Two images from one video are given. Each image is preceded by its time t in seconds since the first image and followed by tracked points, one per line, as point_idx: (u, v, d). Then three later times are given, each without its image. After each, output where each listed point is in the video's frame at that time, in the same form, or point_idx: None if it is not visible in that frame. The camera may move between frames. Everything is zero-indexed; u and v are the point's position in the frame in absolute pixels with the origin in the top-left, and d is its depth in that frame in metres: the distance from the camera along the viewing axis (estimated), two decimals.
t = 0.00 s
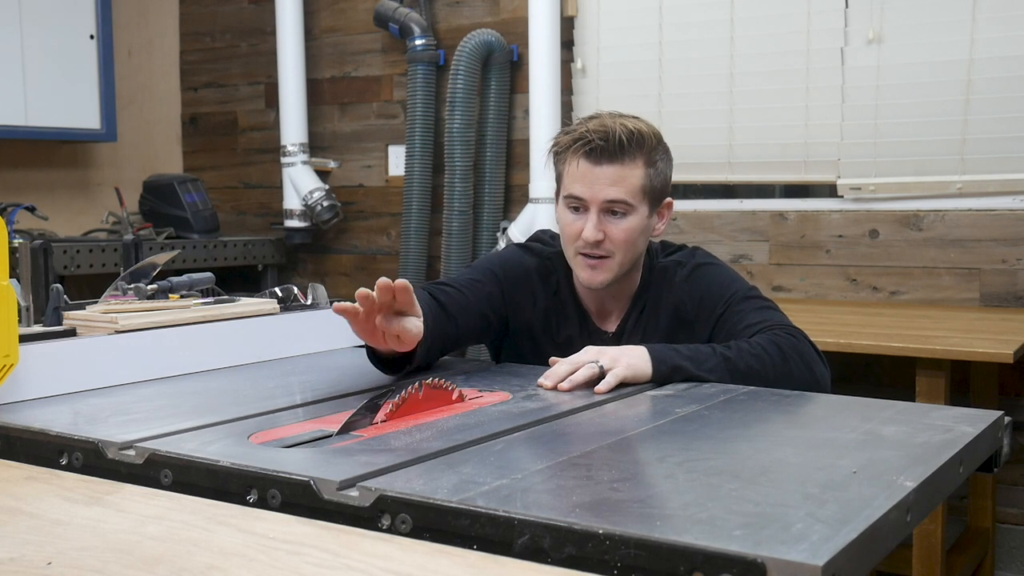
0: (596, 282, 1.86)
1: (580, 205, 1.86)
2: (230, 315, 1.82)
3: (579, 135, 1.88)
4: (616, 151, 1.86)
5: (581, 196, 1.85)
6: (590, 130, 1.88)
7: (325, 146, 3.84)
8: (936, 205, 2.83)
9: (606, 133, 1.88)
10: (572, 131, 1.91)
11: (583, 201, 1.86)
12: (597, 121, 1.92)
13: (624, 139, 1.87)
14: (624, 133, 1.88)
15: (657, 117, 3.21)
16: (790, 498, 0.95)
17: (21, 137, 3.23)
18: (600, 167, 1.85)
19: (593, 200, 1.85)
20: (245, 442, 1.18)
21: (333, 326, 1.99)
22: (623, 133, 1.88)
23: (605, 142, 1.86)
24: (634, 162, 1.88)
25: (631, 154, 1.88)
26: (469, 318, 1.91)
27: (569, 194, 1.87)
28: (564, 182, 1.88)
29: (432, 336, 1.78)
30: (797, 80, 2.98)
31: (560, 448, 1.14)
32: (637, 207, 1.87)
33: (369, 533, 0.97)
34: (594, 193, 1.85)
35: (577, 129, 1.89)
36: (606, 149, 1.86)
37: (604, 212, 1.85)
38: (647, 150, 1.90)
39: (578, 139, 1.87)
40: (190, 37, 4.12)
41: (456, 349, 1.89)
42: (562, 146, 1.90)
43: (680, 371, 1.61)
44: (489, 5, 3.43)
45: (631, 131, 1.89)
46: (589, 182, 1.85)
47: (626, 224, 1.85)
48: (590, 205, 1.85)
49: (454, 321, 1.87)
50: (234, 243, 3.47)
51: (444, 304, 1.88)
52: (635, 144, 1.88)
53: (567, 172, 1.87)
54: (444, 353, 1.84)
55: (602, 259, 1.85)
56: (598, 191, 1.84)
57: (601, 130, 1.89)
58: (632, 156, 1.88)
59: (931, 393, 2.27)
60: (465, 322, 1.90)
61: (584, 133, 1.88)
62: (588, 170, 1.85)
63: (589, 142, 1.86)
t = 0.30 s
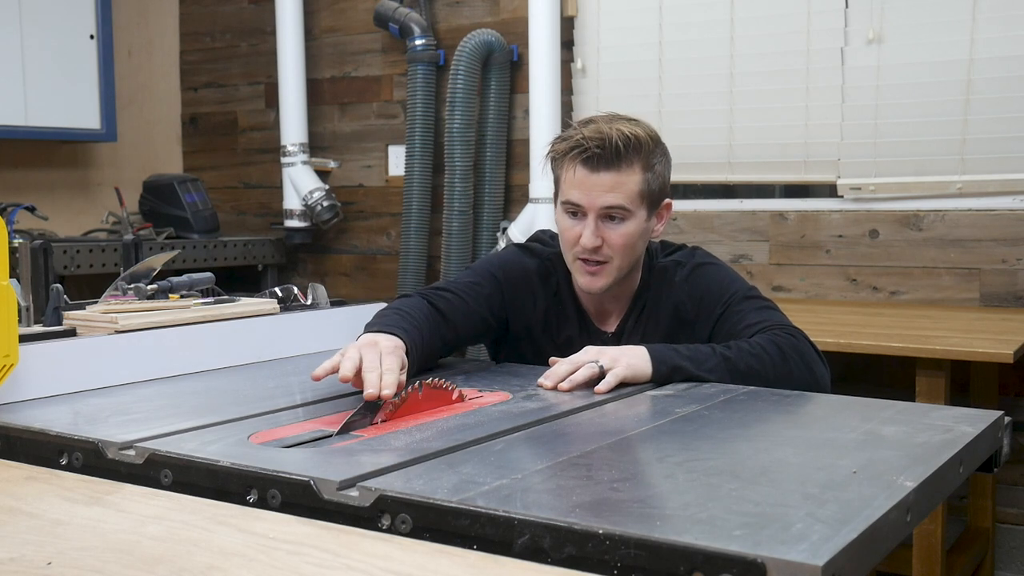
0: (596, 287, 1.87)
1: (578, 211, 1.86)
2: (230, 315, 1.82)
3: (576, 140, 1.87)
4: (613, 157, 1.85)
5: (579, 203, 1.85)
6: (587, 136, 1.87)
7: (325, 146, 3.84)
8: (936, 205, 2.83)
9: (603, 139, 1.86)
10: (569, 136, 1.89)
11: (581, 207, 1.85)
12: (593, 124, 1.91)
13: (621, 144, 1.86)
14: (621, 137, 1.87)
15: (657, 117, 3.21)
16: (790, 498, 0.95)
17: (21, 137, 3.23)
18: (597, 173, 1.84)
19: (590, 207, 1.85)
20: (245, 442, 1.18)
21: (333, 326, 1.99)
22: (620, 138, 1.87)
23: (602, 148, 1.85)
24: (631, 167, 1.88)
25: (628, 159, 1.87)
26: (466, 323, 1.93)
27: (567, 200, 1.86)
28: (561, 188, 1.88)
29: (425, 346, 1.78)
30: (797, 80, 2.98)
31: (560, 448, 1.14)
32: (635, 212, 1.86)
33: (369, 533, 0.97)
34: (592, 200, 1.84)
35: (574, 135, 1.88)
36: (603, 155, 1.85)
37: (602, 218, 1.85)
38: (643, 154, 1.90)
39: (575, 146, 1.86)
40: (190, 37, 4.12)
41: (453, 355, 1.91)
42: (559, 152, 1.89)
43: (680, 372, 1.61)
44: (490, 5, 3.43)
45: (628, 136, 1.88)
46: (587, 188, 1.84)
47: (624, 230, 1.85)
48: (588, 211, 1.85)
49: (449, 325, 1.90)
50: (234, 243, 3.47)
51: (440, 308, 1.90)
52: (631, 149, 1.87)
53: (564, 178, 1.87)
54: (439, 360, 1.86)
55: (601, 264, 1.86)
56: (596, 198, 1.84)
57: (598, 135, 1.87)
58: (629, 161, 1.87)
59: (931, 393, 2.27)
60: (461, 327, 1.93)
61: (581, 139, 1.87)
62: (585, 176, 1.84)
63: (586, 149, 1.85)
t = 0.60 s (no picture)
0: (595, 285, 1.87)
1: (576, 209, 1.86)
2: (230, 315, 1.82)
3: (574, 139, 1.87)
4: (611, 155, 1.85)
5: (577, 200, 1.85)
6: (585, 134, 1.87)
7: (325, 146, 3.84)
8: (936, 205, 2.83)
9: (601, 137, 1.86)
10: (566, 134, 1.89)
11: (580, 205, 1.86)
12: (592, 123, 1.91)
13: (619, 143, 1.86)
14: (620, 135, 1.87)
15: (657, 117, 3.21)
16: (790, 498, 0.95)
17: (21, 137, 3.23)
18: (595, 171, 1.84)
19: (588, 205, 1.85)
20: (245, 442, 1.18)
21: (333, 326, 1.99)
22: (618, 136, 1.87)
23: (600, 146, 1.85)
24: (630, 165, 1.88)
25: (626, 157, 1.87)
26: (467, 323, 1.93)
27: (565, 198, 1.86)
28: (560, 186, 1.88)
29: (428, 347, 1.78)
30: (797, 80, 2.98)
31: (560, 448, 1.14)
32: (634, 210, 1.86)
33: (369, 533, 0.97)
34: (590, 198, 1.84)
35: (571, 133, 1.88)
36: (601, 153, 1.85)
37: (600, 216, 1.85)
38: (641, 152, 1.90)
39: (573, 144, 1.86)
40: (190, 37, 4.13)
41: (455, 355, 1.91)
42: (557, 150, 1.89)
43: (680, 371, 1.61)
44: (490, 5, 3.43)
45: (626, 134, 1.88)
46: (585, 186, 1.84)
47: (623, 228, 1.85)
48: (586, 209, 1.85)
49: (451, 325, 1.90)
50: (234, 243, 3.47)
51: (440, 308, 1.90)
52: (629, 147, 1.87)
53: (562, 176, 1.87)
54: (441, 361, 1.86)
55: (600, 262, 1.86)
56: (594, 196, 1.84)
57: (596, 133, 1.87)
58: (628, 160, 1.87)
59: (931, 393, 2.27)
60: (463, 327, 1.93)
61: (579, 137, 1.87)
62: (583, 175, 1.84)
63: (583, 147, 1.85)
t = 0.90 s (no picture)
0: (572, 275, 1.90)
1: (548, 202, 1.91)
2: (230, 315, 1.82)
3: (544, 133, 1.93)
4: (574, 143, 1.89)
5: (547, 192, 1.90)
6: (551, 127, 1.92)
7: (325, 146, 3.84)
8: (936, 205, 2.83)
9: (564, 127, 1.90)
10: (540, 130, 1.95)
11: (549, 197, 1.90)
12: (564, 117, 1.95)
13: (582, 131, 1.89)
14: (588, 125, 1.90)
15: (657, 117, 3.21)
16: (790, 498, 0.95)
17: (21, 138, 3.23)
18: (558, 161, 1.89)
19: (556, 196, 1.89)
20: (245, 442, 1.18)
21: (333, 326, 1.99)
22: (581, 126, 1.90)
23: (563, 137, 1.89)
24: (596, 154, 1.90)
25: (594, 146, 1.90)
26: (458, 309, 1.94)
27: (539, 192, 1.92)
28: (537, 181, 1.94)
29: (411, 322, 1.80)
30: (797, 80, 2.98)
31: (560, 448, 1.14)
32: (601, 198, 1.88)
33: (369, 533, 0.97)
34: (556, 188, 1.89)
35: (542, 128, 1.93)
36: (564, 143, 1.89)
37: (568, 206, 1.89)
38: (613, 141, 1.91)
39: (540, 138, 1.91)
40: (190, 37, 4.13)
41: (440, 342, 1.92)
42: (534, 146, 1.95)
43: (680, 371, 1.61)
44: (489, 5, 3.43)
45: (591, 123, 1.90)
46: (551, 178, 1.90)
47: (590, 216, 1.88)
48: (555, 200, 1.90)
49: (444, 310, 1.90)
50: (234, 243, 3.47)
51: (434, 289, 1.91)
52: (594, 135, 1.89)
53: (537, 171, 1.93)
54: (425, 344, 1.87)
55: (573, 252, 1.89)
56: (559, 185, 1.88)
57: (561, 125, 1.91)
58: (593, 148, 1.90)
59: (931, 393, 2.27)
60: (455, 310, 1.93)
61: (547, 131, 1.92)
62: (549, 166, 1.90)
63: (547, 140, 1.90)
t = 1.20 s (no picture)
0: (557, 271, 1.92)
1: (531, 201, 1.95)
2: (230, 315, 1.82)
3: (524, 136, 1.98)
4: (546, 141, 1.92)
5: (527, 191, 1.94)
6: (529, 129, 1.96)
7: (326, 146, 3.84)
8: (936, 205, 2.83)
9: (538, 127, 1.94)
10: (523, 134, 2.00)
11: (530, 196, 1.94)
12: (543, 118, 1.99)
13: (553, 128, 1.92)
14: (558, 122, 1.93)
15: (657, 117, 3.21)
16: (790, 498, 0.95)
17: (21, 137, 3.23)
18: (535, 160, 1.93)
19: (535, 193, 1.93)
20: (245, 442, 1.18)
21: (333, 326, 1.99)
22: (555, 124, 1.93)
23: (537, 135, 1.93)
24: (570, 151, 1.92)
25: (566, 143, 1.92)
26: (425, 253, 2.08)
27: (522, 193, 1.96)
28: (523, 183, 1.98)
29: (355, 225, 1.97)
30: (797, 80, 2.98)
31: (561, 448, 1.14)
32: (576, 193, 1.91)
33: (369, 533, 0.97)
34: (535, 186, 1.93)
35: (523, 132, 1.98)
36: (538, 142, 1.93)
37: (546, 203, 1.92)
38: (585, 137, 1.93)
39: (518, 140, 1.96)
40: (190, 37, 4.13)
41: (391, 272, 2.07)
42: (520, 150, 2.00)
43: (680, 372, 1.61)
44: (490, 5, 3.43)
45: (563, 120, 1.93)
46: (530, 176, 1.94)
47: (565, 211, 1.90)
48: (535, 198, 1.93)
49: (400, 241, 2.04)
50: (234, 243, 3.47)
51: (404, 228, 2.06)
52: (566, 132, 1.92)
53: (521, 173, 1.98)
54: (370, 259, 2.04)
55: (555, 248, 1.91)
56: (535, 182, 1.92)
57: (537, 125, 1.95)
58: (565, 145, 1.92)
59: (931, 393, 2.27)
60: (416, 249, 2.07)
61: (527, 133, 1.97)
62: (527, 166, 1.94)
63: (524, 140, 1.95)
